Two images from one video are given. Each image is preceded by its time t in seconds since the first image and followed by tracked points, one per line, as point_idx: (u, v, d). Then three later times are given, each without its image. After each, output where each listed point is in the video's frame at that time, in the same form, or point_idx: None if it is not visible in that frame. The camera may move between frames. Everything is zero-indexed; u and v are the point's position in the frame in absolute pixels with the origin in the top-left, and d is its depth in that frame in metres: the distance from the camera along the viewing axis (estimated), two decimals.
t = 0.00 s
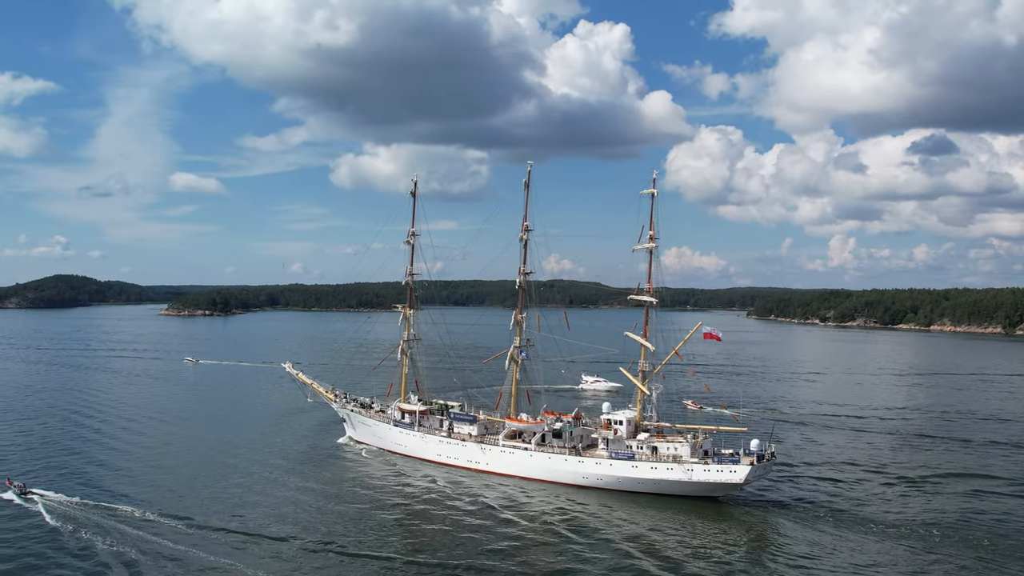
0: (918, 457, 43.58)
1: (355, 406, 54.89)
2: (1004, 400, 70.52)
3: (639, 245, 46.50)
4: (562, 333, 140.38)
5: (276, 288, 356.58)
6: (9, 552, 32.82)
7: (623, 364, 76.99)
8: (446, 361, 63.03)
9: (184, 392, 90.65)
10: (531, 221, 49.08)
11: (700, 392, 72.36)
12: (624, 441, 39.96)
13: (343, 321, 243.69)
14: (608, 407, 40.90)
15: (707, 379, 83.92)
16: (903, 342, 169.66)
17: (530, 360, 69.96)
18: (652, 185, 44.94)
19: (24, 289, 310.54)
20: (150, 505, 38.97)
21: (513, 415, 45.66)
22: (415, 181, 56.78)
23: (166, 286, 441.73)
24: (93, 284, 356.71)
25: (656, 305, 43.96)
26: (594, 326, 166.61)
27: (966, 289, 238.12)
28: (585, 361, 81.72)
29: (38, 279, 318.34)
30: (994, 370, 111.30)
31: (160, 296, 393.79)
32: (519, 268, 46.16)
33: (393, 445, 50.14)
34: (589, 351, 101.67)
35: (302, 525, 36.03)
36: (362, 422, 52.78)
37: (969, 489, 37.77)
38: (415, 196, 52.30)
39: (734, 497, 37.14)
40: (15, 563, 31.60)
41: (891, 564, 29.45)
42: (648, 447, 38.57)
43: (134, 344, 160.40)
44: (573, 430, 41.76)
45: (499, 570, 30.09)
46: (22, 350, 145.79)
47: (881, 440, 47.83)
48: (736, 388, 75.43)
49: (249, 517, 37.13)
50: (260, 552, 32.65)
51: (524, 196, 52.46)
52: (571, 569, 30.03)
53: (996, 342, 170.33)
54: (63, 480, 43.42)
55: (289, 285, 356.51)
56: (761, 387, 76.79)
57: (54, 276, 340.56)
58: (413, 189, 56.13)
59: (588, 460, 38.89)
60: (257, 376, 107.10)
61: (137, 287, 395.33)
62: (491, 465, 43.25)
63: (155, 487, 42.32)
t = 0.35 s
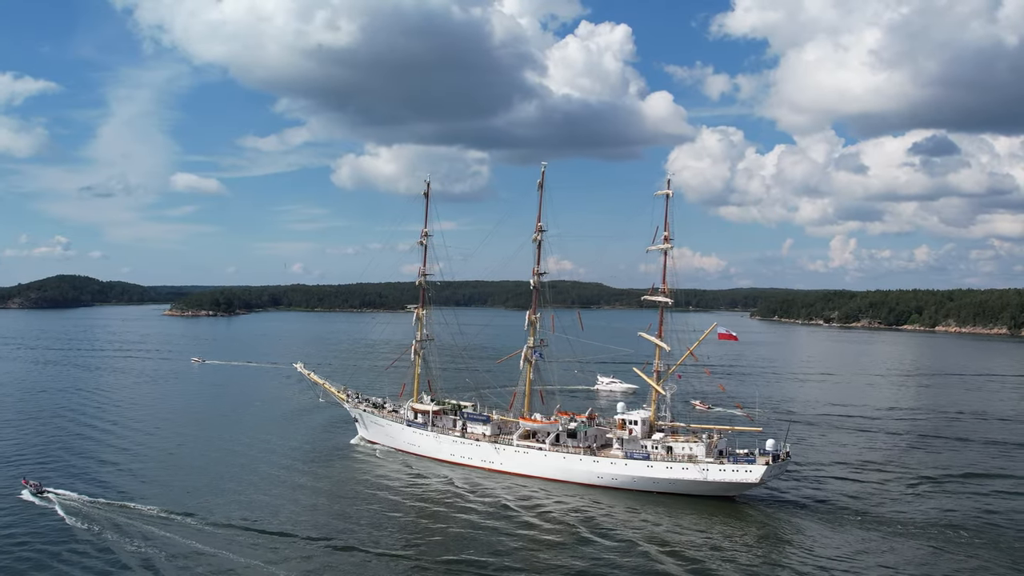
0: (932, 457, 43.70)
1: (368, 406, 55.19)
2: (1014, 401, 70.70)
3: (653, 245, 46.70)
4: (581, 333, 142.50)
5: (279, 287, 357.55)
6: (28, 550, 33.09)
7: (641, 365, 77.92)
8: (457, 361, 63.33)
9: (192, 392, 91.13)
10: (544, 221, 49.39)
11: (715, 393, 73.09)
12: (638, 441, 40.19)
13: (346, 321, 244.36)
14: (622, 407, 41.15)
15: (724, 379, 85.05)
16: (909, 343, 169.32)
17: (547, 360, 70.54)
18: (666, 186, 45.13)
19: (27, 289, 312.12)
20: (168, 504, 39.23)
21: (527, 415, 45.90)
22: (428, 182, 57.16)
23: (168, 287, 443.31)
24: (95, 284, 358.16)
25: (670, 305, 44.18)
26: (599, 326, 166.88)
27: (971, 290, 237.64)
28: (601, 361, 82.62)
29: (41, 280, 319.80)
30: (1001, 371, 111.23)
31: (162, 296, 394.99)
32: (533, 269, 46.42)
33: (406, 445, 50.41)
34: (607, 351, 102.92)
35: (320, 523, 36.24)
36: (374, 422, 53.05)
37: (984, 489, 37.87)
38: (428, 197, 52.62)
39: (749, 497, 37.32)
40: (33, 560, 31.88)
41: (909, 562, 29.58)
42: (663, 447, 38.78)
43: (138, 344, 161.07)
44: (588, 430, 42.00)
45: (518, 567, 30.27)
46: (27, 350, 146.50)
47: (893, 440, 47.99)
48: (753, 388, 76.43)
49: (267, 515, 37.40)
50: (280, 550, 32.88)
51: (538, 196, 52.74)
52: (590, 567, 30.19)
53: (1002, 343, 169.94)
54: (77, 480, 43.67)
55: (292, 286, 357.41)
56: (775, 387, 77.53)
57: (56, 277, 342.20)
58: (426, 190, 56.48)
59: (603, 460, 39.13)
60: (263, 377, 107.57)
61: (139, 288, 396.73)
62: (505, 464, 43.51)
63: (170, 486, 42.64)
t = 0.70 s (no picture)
0: (942, 457, 43.97)
1: (378, 406, 55.43)
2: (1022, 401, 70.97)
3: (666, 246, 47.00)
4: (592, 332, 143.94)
5: (279, 288, 357.80)
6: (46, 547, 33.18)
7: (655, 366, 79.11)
8: (466, 362, 63.67)
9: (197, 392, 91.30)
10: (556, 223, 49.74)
11: (726, 392, 73.60)
12: (651, 441, 40.48)
13: (347, 321, 244.56)
14: (635, 407, 41.45)
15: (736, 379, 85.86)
16: (912, 343, 169.40)
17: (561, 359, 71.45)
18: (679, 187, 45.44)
19: (27, 289, 312.53)
20: (183, 502, 39.45)
21: (539, 415, 46.21)
22: (439, 183, 57.45)
23: (168, 287, 443.99)
24: (95, 284, 358.63)
25: (683, 306, 44.43)
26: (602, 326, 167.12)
27: (972, 291, 237.80)
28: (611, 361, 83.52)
29: (41, 279, 320.27)
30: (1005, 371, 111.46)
31: (162, 297, 395.21)
32: (545, 269, 46.75)
33: (418, 445, 50.67)
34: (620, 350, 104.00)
35: (337, 522, 36.37)
36: (385, 422, 53.34)
37: (995, 488, 38.12)
38: (439, 198, 52.90)
39: (763, 496, 37.58)
40: (53, 558, 31.95)
41: (925, 561, 29.84)
42: (677, 447, 39.03)
43: (140, 344, 161.18)
44: (600, 430, 42.28)
45: (536, 566, 30.52)
46: (29, 350, 146.83)
47: (904, 440, 48.22)
48: (766, 388, 77.13)
49: (283, 514, 37.64)
50: (300, 548, 32.98)
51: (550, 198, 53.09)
52: (608, 565, 30.41)
53: (1004, 344, 170.02)
54: (92, 479, 43.91)
55: (292, 286, 357.83)
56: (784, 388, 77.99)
57: (56, 276, 342.70)
58: (437, 191, 56.85)
59: (616, 459, 39.41)
60: (268, 377, 107.78)
61: (138, 287, 397.18)
62: (517, 464, 43.80)
63: (185, 485, 42.80)
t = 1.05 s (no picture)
0: (950, 456, 44.26)
1: (387, 406, 55.67)
2: None
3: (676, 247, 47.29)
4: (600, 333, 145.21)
5: (278, 287, 358.05)
6: (64, 545, 33.29)
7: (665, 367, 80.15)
8: (473, 362, 63.94)
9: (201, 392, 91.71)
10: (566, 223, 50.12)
11: (733, 393, 74.00)
12: (662, 440, 40.76)
13: (347, 321, 244.80)
14: (646, 407, 41.77)
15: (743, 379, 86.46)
16: (912, 343, 169.50)
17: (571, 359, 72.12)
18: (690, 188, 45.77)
19: (25, 289, 312.59)
20: (196, 501, 39.58)
21: (549, 415, 46.53)
22: (448, 183, 57.79)
23: (165, 287, 444.15)
24: (93, 284, 358.81)
25: (694, 306, 44.73)
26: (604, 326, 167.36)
27: (971, 291, 238.13)
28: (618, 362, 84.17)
29: (38, 280, 320.40)
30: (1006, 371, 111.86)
31: (159, 296, 395.02)
32: (555, 270, 47.10)
33: (428, 444, 50.91)
34: (630, 350, 105.14)
35: (354, 522, 36.47)
36: (394, 421, 53.59)
37: (1005, 487, 38.39)
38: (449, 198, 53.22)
39: (774, 495, 37.84)
40: (70, 554, 32.05)
41: (941, 559, 30.06)
42: (688, 446, 39.30)
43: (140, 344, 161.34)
44: (611, 429, 42.56)
45: (553, 565, 30.70)
46: (28, 350, 146.94)
47: (912, 439, 48.52)
48: (772, 388, 77.92)
49: (297, 513, 37.79)
50: (319, 548, 32.99)
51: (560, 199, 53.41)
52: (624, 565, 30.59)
53: (1004, 344, 170.21)
54: (102, 479, 44.02)
55: (290, 286, 358.01)
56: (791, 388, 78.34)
57: (53, 276, 342.85)
58: (446, 191, 57.18)
59: (628, 459, 39.64)
60: (271, 377, 108.08)
61: (136, 288, 397.18)
62: (528, 464, 44.06)
63: (199, 484, 43.02)
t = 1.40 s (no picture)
0: (954, 455, 44.65)
1: (392, 406, 55.86)
2: None
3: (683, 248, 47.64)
4: (605, 333, 145.87)
5: (272, 288, 357.66)
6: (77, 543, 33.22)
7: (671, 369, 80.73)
8: (477, 362, 64.16)
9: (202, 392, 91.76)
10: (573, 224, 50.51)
11: (736, 393, 74.43)
12: (670, 439, 41.09)
13: (343, 322, 244.64)
14: (654, 406, 42.15)
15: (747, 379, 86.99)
16: (908, 343, 169.97)
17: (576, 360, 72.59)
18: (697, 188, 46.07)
19: (18, 289, 311.71)
20: (206, 499, 39.59)
21: (556, 415, 46.88)
22: (454, 184, 58.11)
23: (159, 287, 443.31)
24: (86, 284, 357.86)
25: (701, 306, 45.05)
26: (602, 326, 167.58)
27: (966, 291, 238.91)
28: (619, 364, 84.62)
29: (31, 280, 319.55)
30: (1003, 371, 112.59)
31: (153, 296, 393.98)
32: (562, 270, 47.45)
33: (434, 444, 51.09)
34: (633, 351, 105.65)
35: (366, 521, 36.45)
36: (400, 421, 53.77)
37: (1007, 485, 38.78)
38: (455, 199, 53.50)
39: (781, 493, 38.14)
40: (84, 551, 32.01)
41: (950, 556, 30.39)
42: (696, 445, 39.59)
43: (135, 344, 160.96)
44: (619, 428, 42.90)
45: (567, 563, 30.89)
46: (24, 350, 146.57)
47: (915, 438, 48.88)
48: (780, 388, 78.56)
49: (308, 511, 37.91)
50: (334, 547, 32.89)
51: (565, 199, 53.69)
52: (637, 562, 30.80)
53: (999, 343, 170.95)
54: (110, 478, 44.02)
55: (285, 286, 357.63)
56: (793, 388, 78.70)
57: (47, 277, 342.08)
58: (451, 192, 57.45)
59: (636, 458, 39.88)
60: (270, 377, 108.13)
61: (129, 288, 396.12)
62: (535, 462, 44.32)
63: (209, 483, 43.08)
